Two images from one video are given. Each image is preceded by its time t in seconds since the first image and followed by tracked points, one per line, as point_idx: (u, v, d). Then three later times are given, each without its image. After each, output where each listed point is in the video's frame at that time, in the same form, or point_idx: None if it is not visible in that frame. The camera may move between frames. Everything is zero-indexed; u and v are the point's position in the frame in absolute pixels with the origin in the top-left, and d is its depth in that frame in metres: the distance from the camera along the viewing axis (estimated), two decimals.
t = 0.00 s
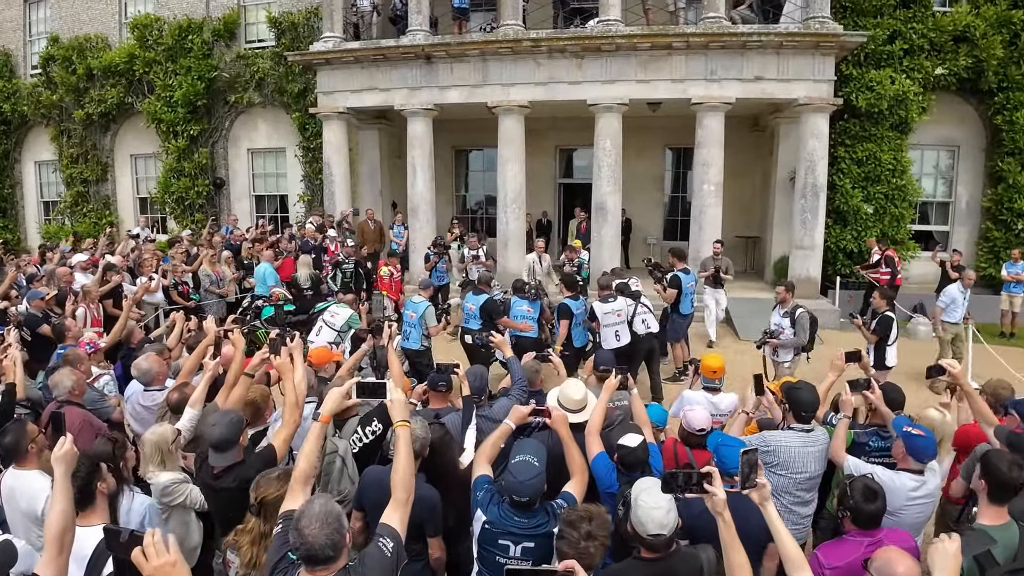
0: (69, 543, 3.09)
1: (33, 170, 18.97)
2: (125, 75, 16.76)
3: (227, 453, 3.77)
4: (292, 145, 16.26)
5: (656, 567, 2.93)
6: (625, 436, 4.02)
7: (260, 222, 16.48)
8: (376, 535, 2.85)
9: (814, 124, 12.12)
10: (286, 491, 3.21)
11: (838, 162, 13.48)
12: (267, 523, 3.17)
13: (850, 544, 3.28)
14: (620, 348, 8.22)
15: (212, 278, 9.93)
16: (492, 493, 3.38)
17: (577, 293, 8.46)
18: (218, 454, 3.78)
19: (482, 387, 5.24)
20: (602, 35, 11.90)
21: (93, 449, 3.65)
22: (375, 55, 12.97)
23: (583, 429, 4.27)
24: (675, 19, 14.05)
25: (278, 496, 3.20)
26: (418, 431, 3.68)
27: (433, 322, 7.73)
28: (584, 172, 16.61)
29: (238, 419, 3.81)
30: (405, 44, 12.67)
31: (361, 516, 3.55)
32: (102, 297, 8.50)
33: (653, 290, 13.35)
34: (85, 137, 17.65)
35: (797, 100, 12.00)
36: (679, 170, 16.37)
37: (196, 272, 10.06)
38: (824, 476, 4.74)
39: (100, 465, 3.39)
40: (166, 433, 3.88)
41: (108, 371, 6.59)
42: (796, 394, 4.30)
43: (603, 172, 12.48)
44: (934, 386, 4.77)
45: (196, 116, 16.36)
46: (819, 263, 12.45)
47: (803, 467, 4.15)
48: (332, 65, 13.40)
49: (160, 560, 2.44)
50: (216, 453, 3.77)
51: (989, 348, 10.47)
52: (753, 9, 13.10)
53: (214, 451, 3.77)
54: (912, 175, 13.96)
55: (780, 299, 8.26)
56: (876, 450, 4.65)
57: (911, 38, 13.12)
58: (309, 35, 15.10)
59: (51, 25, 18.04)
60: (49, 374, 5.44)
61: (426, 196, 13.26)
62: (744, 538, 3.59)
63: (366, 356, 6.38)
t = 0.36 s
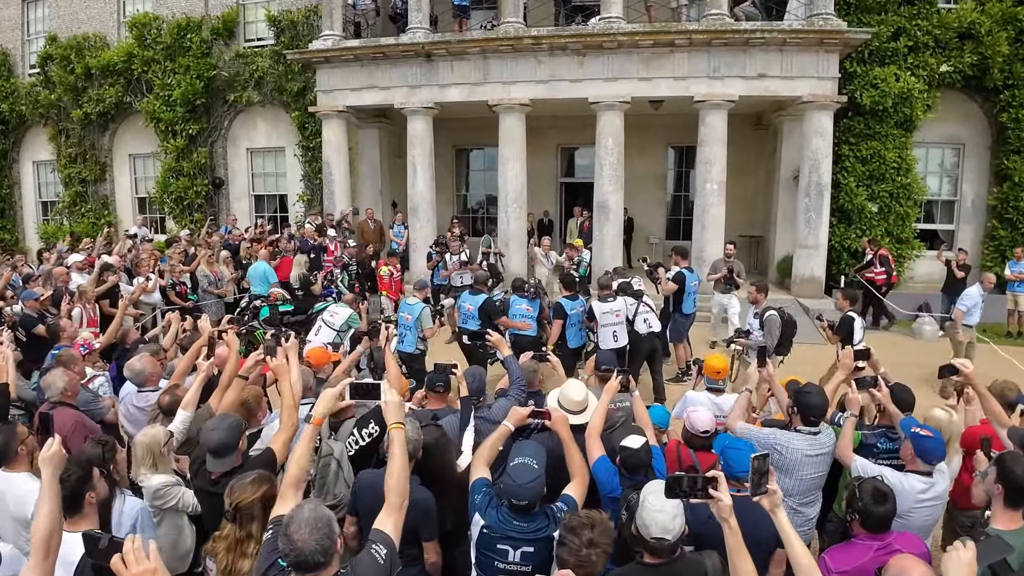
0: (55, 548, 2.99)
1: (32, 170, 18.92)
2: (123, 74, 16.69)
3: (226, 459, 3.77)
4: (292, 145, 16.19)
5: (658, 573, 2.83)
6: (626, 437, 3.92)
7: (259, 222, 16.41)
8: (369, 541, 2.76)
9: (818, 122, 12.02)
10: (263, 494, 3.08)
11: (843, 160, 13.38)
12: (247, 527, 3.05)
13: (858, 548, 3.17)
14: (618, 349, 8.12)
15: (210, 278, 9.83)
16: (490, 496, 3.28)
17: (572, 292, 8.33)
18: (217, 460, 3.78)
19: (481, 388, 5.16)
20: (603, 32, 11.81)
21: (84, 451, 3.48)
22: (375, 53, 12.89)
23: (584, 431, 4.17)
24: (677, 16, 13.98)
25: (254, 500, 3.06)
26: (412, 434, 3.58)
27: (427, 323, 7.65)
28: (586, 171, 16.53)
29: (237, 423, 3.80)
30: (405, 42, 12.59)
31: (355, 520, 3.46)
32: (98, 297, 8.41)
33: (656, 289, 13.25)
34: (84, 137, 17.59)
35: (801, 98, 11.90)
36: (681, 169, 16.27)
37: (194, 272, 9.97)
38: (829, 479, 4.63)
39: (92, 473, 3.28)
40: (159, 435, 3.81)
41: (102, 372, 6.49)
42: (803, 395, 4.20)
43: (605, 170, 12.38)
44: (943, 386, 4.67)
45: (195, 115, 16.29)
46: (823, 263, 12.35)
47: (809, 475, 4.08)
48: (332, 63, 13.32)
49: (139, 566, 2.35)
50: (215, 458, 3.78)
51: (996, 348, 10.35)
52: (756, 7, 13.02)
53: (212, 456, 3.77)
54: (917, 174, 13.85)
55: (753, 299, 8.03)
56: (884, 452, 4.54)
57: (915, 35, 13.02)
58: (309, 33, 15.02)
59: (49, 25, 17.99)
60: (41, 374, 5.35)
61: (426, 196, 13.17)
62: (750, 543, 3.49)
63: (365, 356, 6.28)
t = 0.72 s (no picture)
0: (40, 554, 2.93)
1: (30, 172, 18.89)
2: (122, 75, 16.64)
3: (224, 467, 3.65)
4: (291, 146, 16.14)
5: None
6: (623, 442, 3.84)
7: (258, 224, 16.36)
8: (359, 549, 2.74)
9: (820, 123, 11.95)
10: (247, 499, 3.01)
11: (845, 162, 13.31)
12: (230, 533, 2.98)
13: (858, 556, 3.10)
14: (615, 352, 8.05)
15: (207, 280, 9.77)
16: (483, 504, 3.21)
17: (570, 295, 8.27)
18: (215, 467, 3.65)
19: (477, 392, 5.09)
20: (604, 33, 11.74)
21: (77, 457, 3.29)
22: (374, 54, 12.83)
23: (580, 436, 4.10)
24: (678, 17, 13.93)
25: (238, 505, 2.98)
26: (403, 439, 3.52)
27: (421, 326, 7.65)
28: (587, 173, 16.47)
29: (235, 429, 3.72)
30: (404, 43, 12.53)
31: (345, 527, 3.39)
32: (94, 300, 8.35)
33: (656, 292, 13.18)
34: (82, 138, 17.54)
35: (803, 99, 11.82)
36: (683, 171, 16.21)
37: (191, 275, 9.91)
38: (830, 484, 4.56)
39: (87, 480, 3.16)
40: (151, 440, 3.73)
41: (97, 375, 6.43)
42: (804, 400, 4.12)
43: (606, 172, 12.31)
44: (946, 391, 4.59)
45: (194, 117, 16.25)
46: (825, 266, 12.28)
47: (810, 480, 4.01)
48: (331, 65, 13.27)
49: (105, 565, 2.41)
50: (212, 466, 3.65)
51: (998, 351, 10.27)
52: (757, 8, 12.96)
53: (211, 465, 3.64)
54: (920, 176, 13.77)
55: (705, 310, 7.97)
56: (886, 458, 4.46)
57: (918, 36, 12.94)
58: (308, 34, 14.96)
59: (48, 26, 17.94)
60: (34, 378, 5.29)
61: (426, 198, 13.11)
62: (747, 551, 3.41)
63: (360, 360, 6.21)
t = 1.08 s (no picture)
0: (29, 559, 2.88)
1: (29, 173, 18.85)
2: (121, 76, 16.59)
3: (222, 476, 3.59)
4: (290, 148, 16.10)
5: None
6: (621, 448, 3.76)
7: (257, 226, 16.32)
8: (352, 556, 2.72)
9: (822, 126, 11.88)
10: (240, 505, 2.95)
11: (847, 165, 13.24)
12: (223, 541, 2.91)
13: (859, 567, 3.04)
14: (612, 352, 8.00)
15: (205, 283, 9.71)
16: (478, 512, 3.14)
17: (570, 298, 8.19)
18: (213, 477, 3.59)
19: (475, 398, 5.02)
20: (605, 36, 11.69)
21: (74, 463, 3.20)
22: (373, 56, 12.78)
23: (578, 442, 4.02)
24: (680, 19, 13.91)
25: (230, 512, 2.92)
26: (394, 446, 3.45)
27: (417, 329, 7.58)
28: (588, 176, 16.41)
29: (231, 438, 3.65)
30: (404, 45, 12.48)
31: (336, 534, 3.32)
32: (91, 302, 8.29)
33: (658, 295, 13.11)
34: (81, 139, 17.49)
35: (804, 102, 11.76)
36: (684, 173, 16.15)
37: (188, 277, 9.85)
38: (832, 491, 4.49)
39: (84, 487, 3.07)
40: (145, 445, 3.63)
41: (92, 379, 6.37)
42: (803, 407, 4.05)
43: (606, 175, 12.26)
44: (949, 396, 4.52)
45: (193, 118, 16.20)
46: (827, 269, 12.22)
47: (812, 487, 3.95)
48: (331, 66, 13.22)
49: (86, 567, 2.35)
50: (211, 476, 3.59)
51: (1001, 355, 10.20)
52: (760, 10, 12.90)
53: (209, 475, 3.58)
54: (923, 179, 13.71)
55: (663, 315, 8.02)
56: (888, 465, 4.40)
57: (921, 38, 12.88)
58: (307, 35, 14.91)
59: (47, 26, 17.89)
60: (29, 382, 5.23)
61: (425, 200, 13.06)
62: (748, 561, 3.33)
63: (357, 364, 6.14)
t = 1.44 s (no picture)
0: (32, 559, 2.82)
1: (28, 172, 18.77)
2: (121, 74, 16.52)
3: (230, 479, 3.52)
4: (292, 147, 16.04)
5: None
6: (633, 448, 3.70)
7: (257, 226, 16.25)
8: (364, 559, 2.67)
9: (827, 126, 11.82)
10: (249, 506, 2.87)
11: (852, 166, 13.19)
12: (232, 543, 2.84)
13: None
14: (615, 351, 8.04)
15: (206, 282, 9.62)
16: (490, 514, 3.07)
17: (575, 299, 8.13)
18: (221, 480, 3.53)
19: (482, 398, 4.95)
20: (610, 35, 11.63)
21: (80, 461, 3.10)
22: (376, 55, 12.72)
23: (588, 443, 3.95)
24: (684, 19, 13.88)
25: (239, 514, 2.85)
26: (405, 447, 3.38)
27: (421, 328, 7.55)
28: (590, 176, 16.34)
29: (239, 440, 3.59)
30: (407, 44, 12.42)
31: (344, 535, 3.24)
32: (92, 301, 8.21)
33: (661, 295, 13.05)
34: (81, 137, 17.41)
35: (810, 103, 11.70)
36: (687, 174, 16.08)
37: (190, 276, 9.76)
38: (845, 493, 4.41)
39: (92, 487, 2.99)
40: (150, 446, 3.57)
41: (93, 378, 6.29)
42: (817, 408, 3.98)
43: (610, 176, 12.19)
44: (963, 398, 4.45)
45: (194, 117, 16.13)
46: (832, 271, 12.16)
47: (827, 489, 3.89)
48: (333, 65, 13.16)
49: (91, 565, 2.28)
50: (219, 480, 3.52)
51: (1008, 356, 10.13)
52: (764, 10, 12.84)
53: (218, 479, 3.52)
54: (928, 180, 13.65)
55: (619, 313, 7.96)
56: (900, 469, 4.31)
57: (927, 39, 12.82)
58: (309, 34, 14.85)
59: (47, 24, 17.82)
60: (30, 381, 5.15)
61: (428, 200, 12.99)
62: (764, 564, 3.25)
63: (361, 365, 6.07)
